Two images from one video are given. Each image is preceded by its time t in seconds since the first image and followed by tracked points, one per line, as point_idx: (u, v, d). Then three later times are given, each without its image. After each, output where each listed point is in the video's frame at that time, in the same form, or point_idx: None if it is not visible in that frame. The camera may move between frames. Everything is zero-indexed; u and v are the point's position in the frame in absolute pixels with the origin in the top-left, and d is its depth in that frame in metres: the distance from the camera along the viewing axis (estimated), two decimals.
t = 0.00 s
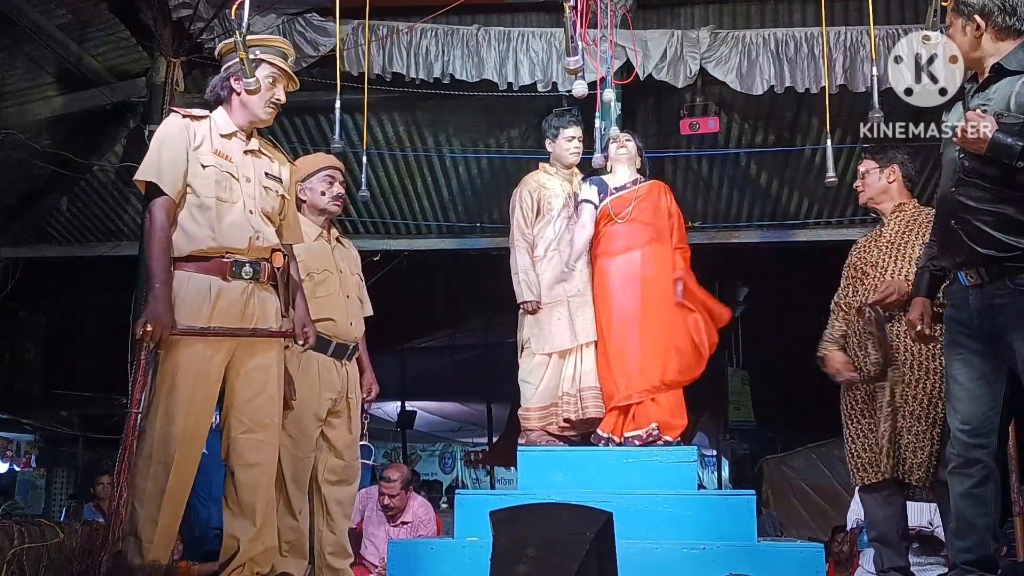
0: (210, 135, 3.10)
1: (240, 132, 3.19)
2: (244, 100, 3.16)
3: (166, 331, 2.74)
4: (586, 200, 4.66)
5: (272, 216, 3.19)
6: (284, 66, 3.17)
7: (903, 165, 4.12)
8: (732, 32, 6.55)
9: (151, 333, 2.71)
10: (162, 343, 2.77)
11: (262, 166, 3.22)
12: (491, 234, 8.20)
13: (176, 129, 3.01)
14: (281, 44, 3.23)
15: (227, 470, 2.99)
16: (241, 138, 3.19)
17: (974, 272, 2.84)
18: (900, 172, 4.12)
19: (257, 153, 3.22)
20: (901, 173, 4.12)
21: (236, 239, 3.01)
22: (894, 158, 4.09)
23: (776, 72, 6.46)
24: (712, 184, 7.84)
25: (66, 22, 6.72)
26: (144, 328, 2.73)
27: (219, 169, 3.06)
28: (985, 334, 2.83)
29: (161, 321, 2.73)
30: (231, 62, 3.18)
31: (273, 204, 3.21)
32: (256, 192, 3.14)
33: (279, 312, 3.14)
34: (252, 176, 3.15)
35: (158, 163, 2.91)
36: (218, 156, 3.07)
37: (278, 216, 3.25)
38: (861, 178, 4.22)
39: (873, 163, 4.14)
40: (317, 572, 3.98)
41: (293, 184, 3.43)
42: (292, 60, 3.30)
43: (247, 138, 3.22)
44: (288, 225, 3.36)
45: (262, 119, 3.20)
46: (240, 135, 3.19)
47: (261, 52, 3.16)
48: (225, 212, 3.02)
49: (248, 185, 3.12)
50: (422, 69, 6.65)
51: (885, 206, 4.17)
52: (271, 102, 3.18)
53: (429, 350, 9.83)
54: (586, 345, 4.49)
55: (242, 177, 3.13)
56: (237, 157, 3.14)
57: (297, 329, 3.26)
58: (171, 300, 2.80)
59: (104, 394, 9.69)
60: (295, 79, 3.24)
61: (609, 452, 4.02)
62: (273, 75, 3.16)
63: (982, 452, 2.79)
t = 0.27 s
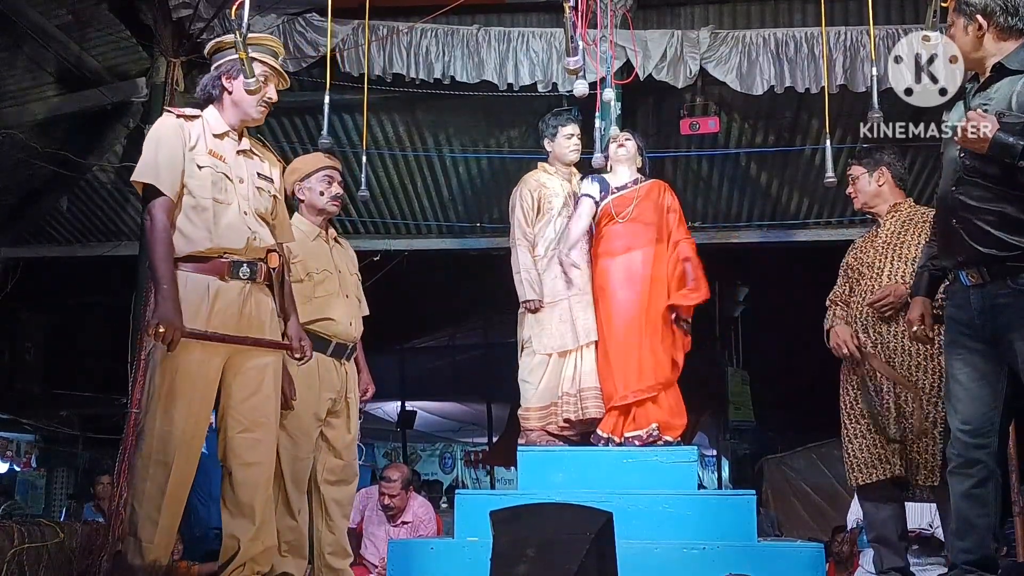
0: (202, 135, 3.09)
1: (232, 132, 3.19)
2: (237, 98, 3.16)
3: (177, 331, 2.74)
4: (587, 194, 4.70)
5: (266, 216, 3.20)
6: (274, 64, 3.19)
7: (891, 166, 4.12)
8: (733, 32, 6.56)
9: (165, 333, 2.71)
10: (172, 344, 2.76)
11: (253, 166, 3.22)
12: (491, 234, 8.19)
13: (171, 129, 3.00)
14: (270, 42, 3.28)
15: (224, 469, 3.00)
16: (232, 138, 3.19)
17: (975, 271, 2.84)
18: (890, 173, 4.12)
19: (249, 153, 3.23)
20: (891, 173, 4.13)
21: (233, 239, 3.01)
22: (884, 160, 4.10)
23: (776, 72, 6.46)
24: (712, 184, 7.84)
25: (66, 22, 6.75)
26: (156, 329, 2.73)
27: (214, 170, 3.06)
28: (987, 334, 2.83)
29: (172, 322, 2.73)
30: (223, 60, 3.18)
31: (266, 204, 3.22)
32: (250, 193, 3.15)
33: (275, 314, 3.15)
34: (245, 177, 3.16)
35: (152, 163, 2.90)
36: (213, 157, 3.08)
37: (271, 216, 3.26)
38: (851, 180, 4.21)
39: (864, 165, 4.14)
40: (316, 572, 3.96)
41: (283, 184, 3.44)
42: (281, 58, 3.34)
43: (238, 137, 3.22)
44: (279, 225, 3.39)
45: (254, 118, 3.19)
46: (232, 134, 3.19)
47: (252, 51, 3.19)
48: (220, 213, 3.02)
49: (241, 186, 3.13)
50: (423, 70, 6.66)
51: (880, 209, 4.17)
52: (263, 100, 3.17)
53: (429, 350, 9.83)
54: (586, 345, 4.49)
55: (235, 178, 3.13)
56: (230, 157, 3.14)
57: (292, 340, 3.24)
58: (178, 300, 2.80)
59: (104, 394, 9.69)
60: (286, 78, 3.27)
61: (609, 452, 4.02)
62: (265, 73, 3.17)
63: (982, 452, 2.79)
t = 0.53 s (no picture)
0: (197, 135, 3.09)
1: (225, 132, 3.19)
2: (231, 98, 3.17)
3: (171, 334, 2.75)
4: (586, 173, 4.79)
5: (259, 218, 3.21)
6: (268, 64, 3.21)
7: (897, 168, 4.12)
8: (732, 34, 6.56)
9: (158, 336, 2.73)
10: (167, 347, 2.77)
11: (247, 168, 3.23)
12: (491, 235, 8.20)
13: (167, 129, 2.99)
14: (264, 43, 3.31)
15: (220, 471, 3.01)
16: (226, 139, 3.19)
17: (977, 272, 2.84)
18: (896, 175, 4.12)
19: (243, 154, 3.23)
20: (897, 177, 4.13)
21: (230, 240, 3.02)
22: (889, 162, 4.10)
23: (775, 74, 6.47)
24: (712, 185, 7.84)
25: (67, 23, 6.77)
26: (151, 332, 2.74)
27: (210, 171, 3.06)
28: (988, 335, 2.83)
29: (167, 325, 2.75)
30: (216, 59, 3.19)
31: (259, 206, 3.23)
32: (244, 194, 3.16)
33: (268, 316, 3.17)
34: (239, 179, 3.17)
35: (147, 163, 2.90)
36: (208, 158, 3.08)
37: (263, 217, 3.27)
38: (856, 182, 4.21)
39: (868, 168, 4.13)
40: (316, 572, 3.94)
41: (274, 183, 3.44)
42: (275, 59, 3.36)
43: (232, 137, 3.22)
44: (271, 226, 3.40)
45: (248, 118, 3.21)
46: (225, 135, 3.19)
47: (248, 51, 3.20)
48: (217, 214, 3.02)
49: (235, 187, 3.14)
50: (423, 72, 6.67)
51: (885, 211, 4.16)
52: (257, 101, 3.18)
53: (429, 352, 9.83)
54: (586, 346, 4.42)
55: (230, 179, 3.14)
56: (224, 159, 3.15)
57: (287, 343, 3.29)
58: (173, 303, 2.81)
59: (104, 395, 9.68)
60: (279, 77, 3.30)
61: (609, 453, 4.03)
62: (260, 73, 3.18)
63: (982, 454, 2.80)
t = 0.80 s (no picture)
0: (193, 130, 3.09)
1: (220, 127, 3.19)
2: (226, 93, 3.15)
3: (165, 332, 2.72)
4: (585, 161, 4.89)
5: (251, 214, 3.21)
6: (265, 60, 3.21)
7: (900, 164, 4.12)
8: (733, 30, 6.55)
9: (151, 333, 2.70)
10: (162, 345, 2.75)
11: (241, 164, 3.23)
12: (491, 232, 8.19)
13: (163, 124, 2.99)
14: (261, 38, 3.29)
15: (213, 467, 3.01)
16: (221, 134, 3.19)
17: (980, 268, 2.84)
18: (899, 171, 4.12)
19: (236, 149, 3.23)
20: (900, 172, 4.13)
21: (225, 237, 3.02)
22: (892, 159, 4.09)
23: (776, 70, 6.46)
24: (712, 182, 7.84)
25: (66, 19, 6.76)
26: (145, 331, 2.71)
27: (205, 167, 3.06)
28: (990, 331, 2.83)
29: (161, 324, 2.72)
30: (213, 53, 3.18)
31: (252, 202, 3.23)
32: (237, 191, 3.16)
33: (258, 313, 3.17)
34: (233, 175, 3.16)
35: (141, 159, 2.89)
36: (203, 154, 3.07)
37: (256, 213, 3.27)
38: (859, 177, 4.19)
39: (872, 162, 4.12)
40: (317, 569, 3.90)
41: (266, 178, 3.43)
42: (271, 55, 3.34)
43: (226, 133, 3.22)
44: (263, 223, 3.39)
45: (243, 113, 3.20)
46: (220, 130, 3.19)
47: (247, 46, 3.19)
48: (211, 211, 3.02)
49: (229, 184, 3.13)
50: (423, 68, 6.66)
51: (887, 207, 4.17)
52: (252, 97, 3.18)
53: (429, 348, 9.83)
54: (586, 342, 4.40)
55: (224, 175, 3.13)
56: (219, 155, 3.14)
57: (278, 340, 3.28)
58: (167, 300, 2.79)
59: (104, 392, 9.68)
60: (276, 74, 3.30)
61: (609, 449, 4.02)
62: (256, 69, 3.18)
63: (982, 450, 2.80)
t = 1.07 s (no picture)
0: (191, 129, 3.09)
1: (218, 126, 3.19)
2: (225, 91, 3.15)
3: (162, 331, 2.73)
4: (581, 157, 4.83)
5: (248, 213, 3.20)
6: (266, 59, 3.21)
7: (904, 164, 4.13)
8: (733, 28, 6.54)
9: (148, 333, 2.70)
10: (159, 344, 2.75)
11: (239, 163, 3.23)
12: (491, 230, 8.18)
13: (162, 122, 2.99)
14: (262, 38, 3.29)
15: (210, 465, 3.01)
16: (219, 133, 3.18)
17: (980, 267, 2.84)
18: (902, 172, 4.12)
19: (235, 148, 3.23)
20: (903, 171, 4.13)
21: (222, 236, 3.01)
22: (893, 156, 4.06)
23: (776, 68, 6.46)
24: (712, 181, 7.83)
25: (65, 18, 6.76)
26: (142, 330, 2.71)
27: (203, 166, 3.06)
28: (990, 329, 2.84)
29: (158, 323, 2.73)
30: (212, 52, 3.18)
31: (250, 202, 3.22)
32: (234, 190, 3.15)
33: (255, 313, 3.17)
34: (231, 175, 3.16)
35: (140, 157, 2.89)
36: (202, 153, 3.07)
37: (253, 213, 3.26)
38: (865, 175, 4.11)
39: (875, 159, 4.06)
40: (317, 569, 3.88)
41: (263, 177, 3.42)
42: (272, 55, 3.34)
43: (224, 131, 3.21)
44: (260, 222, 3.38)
45: (242, 112, 3.20)
46: (218, 129, 3.18)
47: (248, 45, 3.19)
48: (209, 210, 3.02)
49: (226, 184, 3.13)
50: (423, 67, 6.65)
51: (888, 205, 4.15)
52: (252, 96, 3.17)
53: (429, 347, 9.82)
54: (588, 339, 4.40)
55: (221, 175, 3.13)
56: (217, 153, 3.14)
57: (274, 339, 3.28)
58: (164, 299, 2.79)
59: (104, 391, 9.68)
60: (275, 74, 3.30)
61: (609, 449, 4.02)
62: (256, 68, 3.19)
63: (982, 449, 2.80)
